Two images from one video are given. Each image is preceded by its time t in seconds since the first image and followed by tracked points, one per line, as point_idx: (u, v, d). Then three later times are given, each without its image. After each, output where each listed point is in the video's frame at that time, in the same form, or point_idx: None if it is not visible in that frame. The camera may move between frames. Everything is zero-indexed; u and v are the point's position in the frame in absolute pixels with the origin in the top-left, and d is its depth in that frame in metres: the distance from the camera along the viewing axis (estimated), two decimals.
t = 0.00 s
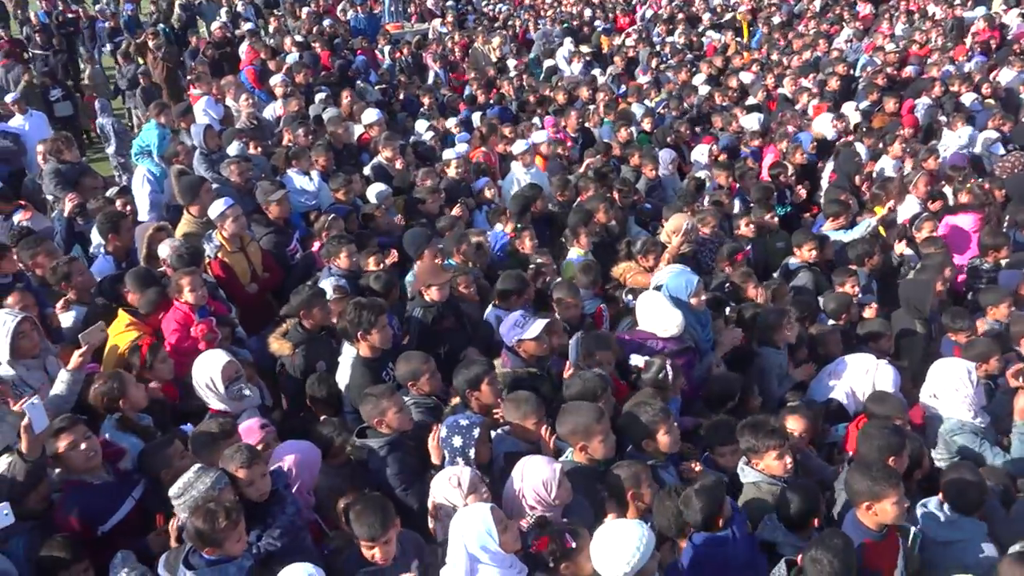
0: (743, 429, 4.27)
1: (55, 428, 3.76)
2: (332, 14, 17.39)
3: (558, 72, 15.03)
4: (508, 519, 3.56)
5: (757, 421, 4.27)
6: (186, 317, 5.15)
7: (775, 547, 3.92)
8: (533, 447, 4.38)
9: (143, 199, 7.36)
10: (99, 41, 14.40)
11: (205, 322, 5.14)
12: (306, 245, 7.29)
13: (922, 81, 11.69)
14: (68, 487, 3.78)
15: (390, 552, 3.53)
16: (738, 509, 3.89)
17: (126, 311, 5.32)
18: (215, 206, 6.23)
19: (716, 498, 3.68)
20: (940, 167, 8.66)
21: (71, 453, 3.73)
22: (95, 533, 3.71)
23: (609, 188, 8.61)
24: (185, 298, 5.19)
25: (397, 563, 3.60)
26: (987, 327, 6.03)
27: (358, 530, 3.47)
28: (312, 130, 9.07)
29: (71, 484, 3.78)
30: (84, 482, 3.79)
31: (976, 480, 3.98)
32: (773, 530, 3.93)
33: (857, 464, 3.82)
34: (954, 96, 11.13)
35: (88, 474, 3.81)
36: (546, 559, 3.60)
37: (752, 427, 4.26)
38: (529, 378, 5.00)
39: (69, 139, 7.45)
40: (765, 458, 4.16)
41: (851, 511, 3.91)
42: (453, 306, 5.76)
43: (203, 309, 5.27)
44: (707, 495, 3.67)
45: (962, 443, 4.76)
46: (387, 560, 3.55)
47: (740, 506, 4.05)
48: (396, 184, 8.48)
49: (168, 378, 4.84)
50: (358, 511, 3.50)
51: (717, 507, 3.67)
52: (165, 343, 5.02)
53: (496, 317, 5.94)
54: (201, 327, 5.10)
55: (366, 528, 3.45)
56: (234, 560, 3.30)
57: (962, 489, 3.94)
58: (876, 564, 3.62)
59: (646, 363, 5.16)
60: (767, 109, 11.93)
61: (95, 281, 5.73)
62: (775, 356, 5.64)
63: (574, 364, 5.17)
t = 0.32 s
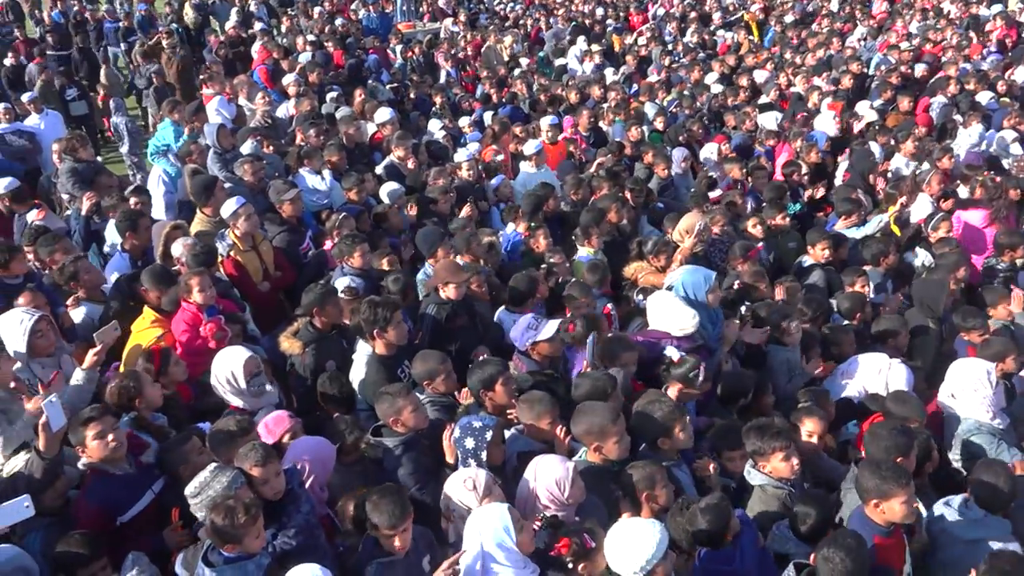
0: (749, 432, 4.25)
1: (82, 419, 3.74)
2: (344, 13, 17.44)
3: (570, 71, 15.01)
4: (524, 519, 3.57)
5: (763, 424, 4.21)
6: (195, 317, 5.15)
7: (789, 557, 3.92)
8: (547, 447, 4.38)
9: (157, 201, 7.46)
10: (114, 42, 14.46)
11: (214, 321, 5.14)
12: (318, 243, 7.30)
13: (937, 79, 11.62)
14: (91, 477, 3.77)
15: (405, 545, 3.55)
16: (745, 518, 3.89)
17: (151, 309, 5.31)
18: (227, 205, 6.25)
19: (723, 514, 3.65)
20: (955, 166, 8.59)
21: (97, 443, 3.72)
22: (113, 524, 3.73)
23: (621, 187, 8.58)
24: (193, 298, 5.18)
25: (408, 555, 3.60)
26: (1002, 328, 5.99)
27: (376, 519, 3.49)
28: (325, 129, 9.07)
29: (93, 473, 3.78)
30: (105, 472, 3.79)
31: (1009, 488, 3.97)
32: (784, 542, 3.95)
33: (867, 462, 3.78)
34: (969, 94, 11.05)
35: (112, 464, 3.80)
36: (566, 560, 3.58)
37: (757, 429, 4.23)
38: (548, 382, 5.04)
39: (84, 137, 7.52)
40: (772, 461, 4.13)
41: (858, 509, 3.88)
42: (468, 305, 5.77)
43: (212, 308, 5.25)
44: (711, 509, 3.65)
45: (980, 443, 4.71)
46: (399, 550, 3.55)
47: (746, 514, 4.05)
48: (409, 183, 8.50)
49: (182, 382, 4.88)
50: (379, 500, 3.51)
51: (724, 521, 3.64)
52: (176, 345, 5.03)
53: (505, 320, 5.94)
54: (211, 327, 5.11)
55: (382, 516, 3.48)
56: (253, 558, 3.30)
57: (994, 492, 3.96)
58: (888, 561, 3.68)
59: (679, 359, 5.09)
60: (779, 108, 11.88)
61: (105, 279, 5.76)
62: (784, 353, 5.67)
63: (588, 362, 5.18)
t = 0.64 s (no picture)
0: (756, 433, 4.24)
1: (99, 415, 3.79)
2: (354, 12, 17.48)
3: (580, 71, 15.01)
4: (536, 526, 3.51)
5: (770, 424, 4.22)
6: (204, 315, 5.15)
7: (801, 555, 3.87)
8: (559, 448, 4.37)
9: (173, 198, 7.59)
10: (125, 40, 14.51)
11: (224, 318, 5.13)
12: (328, 242, 7.30)
13: (950, 79, 11.56)
14: (106, 473, 3.80)
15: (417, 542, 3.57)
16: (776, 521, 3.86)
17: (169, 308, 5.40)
18: (238, 204, 6.27)
19: (756, 510, 3.64)
20: (968, 165, 8.54)
21: (113, 439, 3.77)
22: (130, 520, 3.77)
23: (632, 187, 8.56)
24: (202, 296, 5.18)
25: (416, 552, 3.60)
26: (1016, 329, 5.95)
27: (387, 508, 3.51)
28: (335, 129, 9.08)
29: (106, 470, 3.82)
30: (120, 468, 3.82)
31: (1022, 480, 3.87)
32: (802, 539, 3.88)
33: (878, 465, 3.78)
34: (983, 94, 10.98)
35: (128, 461, 3.83)
36: (582, 559, 3.60)
37: (765, 430, 4.22)
38: (561, 379, 5.06)
39: (96, 136, 7.54)
40: (780, 461, 4.13)
41: (870, 510, 3.86)
42: (479, 304, 5.77)
43: (220, 306, 5.24)
44: (749, 503, 3.65)
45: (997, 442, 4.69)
46: (406, 547, 3.57)
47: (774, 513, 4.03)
48: (420, 182, 8.50)
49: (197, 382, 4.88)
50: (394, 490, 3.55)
51: (758, 515, 3.64)
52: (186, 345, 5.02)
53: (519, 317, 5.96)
54: (220, 324, 5.09)
55: (392, 508, 3.49)
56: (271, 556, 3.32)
57: (1007, 485, 3.88)
58: (902, 563, 3.62)
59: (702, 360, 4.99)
60: (790, 108, 11.83)
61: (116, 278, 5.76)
62: (793, 353, 5.64)
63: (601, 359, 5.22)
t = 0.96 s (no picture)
0: (774, 431, 4.24)
1: (116, 417, 3.79)
2: (366, 11, 17.50)
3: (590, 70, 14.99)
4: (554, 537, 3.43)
5: (787, 422, 4.24)
6: (220, 312, 5.17)
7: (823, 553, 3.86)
8: (573, 449, 4.33)
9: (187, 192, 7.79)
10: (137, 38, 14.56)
11: (239, 316, 5.18)
12: (339, 239, 7.30)
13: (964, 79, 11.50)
14: (122, 475, 3.83)
15: (432, 539, 3.58)
16: (789, 494, 3.85)
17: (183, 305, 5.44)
18: (250, 203, 6.28)
19: (763, 481, 3.67)
20: (982, 166, 8.49)
21: (130, 442, 3.78)
22: (147, 521, 3.79)
23: (643, 187, 8.55)
24: (217, 293, 5.21)
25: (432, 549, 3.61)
26: None
27: (409, 509, 3.52)
28: (347, 128, 9.08)
29: (123, 472, 3.85)
30: (135, 470, 3.85)
31: None
32: (821, 535, 3.89)
33: (899, 469, 3.74)
34: (997, 94, 10.90)
35: (142, 463, 3.86)
36: (590, 552, 3.58)
37: (783, 429, 4.22)
38: (569, 375, 5.10)
39: (110, 134, 7.57)
40: (799, 459, 4.14)
41: (893, 513, 3.84)
42: (492, 302, 5.77)
43: (235, 304, 5.28)
44: (756, 474, 3.67)
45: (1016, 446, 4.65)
46: (421, 546, 3.58)
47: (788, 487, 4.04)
48: (432, 181, 8.51)
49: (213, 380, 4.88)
50: (417, 490, 3.57)
51: (765, 486, 3.65)
52: (203, 342, 5.05)
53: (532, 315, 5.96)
54: (236, 321, 5.13)
55: (418, 510, 3.51)
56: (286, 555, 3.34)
57: (1017, 490, 3.86)
58: (921, 567, 3.64)
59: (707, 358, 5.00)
60: (802, 108, 11.78)
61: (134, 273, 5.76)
62: (806, 352, 5.60)
63: (613, 356, 5.26)
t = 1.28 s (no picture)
0: (798, 429, 4.21)
1: (150, 421, 3.86)
2: (379, 10, 17.52)
3: (604, 70, 14.96)
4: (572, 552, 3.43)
5: (810, 420, 4.22)
6: (238, 308, 5.18)
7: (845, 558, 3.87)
8: (586, 450, 4.30)
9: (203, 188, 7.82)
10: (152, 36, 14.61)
11: (258, 312, 5.19)
12: (353, 237, 7.31)
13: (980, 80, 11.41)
14: (143, 476, 3.94)
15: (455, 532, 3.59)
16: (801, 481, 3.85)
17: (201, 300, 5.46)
18: (266, 200, 6.29)
19: (777, 460, 3.66)
20: (1000, 167, 8.42)
21: (162, 444, 3.87)
22: (167, 522, 3.86)
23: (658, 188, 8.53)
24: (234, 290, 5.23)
25: (455, 545, 3.63)
26: None
27: (428, 505, 3.53)
28: (362, 126, 9.10)
29: (146, 472, 3.94)
30: (156, 471, 3.94)
31: None
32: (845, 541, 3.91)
33: (926, 472, 3.73)
34: (1015, 94, 10.82)
35: (164, 466, 3.95)
36: (603, 553, 3.58)
37: (806, 427, 4.19)
38: (581, 373, 5.11)
39: (126, 131, 7.61)
40: (822, 456, 4.09)
41: (917, 515, 3.83)
42: (508, 300, 5.79)
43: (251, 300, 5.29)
44: (770, 451, 3.68)
45: None
46: (445, 540, 3.59)
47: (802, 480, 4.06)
48: (446, 180, 8.52)
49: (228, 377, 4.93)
50: (436, 486, 3.57)
51: (779, 463, 3.65)
52: (221, 339, 5.05)
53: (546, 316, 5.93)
54: (255, 317, 5.14)
55: (437, 505, 3.51)
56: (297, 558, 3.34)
57: None
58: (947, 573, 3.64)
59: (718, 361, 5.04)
60: (817, 108, 11.74)
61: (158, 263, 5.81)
62: (824, 353, 5.57)
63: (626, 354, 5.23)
